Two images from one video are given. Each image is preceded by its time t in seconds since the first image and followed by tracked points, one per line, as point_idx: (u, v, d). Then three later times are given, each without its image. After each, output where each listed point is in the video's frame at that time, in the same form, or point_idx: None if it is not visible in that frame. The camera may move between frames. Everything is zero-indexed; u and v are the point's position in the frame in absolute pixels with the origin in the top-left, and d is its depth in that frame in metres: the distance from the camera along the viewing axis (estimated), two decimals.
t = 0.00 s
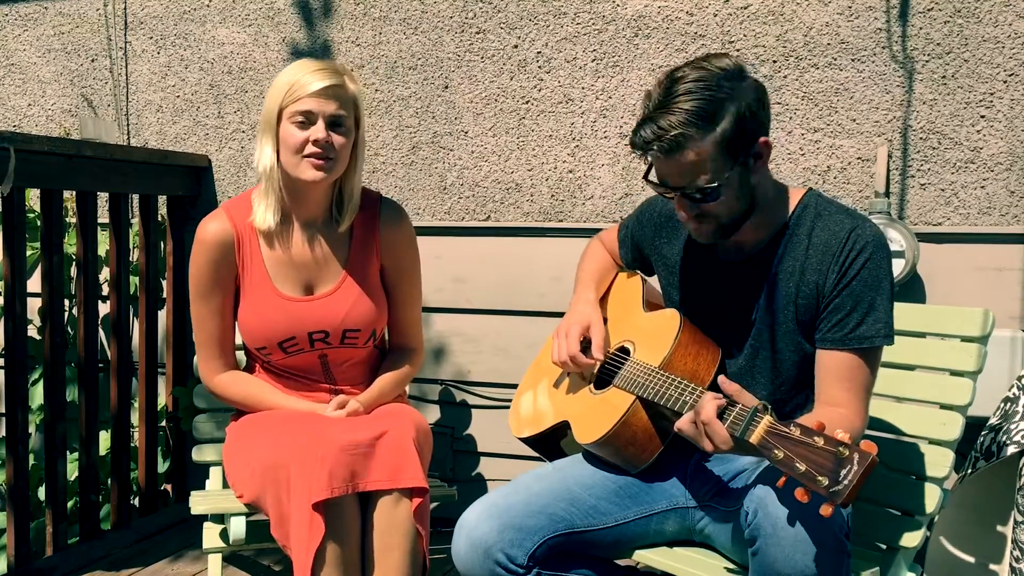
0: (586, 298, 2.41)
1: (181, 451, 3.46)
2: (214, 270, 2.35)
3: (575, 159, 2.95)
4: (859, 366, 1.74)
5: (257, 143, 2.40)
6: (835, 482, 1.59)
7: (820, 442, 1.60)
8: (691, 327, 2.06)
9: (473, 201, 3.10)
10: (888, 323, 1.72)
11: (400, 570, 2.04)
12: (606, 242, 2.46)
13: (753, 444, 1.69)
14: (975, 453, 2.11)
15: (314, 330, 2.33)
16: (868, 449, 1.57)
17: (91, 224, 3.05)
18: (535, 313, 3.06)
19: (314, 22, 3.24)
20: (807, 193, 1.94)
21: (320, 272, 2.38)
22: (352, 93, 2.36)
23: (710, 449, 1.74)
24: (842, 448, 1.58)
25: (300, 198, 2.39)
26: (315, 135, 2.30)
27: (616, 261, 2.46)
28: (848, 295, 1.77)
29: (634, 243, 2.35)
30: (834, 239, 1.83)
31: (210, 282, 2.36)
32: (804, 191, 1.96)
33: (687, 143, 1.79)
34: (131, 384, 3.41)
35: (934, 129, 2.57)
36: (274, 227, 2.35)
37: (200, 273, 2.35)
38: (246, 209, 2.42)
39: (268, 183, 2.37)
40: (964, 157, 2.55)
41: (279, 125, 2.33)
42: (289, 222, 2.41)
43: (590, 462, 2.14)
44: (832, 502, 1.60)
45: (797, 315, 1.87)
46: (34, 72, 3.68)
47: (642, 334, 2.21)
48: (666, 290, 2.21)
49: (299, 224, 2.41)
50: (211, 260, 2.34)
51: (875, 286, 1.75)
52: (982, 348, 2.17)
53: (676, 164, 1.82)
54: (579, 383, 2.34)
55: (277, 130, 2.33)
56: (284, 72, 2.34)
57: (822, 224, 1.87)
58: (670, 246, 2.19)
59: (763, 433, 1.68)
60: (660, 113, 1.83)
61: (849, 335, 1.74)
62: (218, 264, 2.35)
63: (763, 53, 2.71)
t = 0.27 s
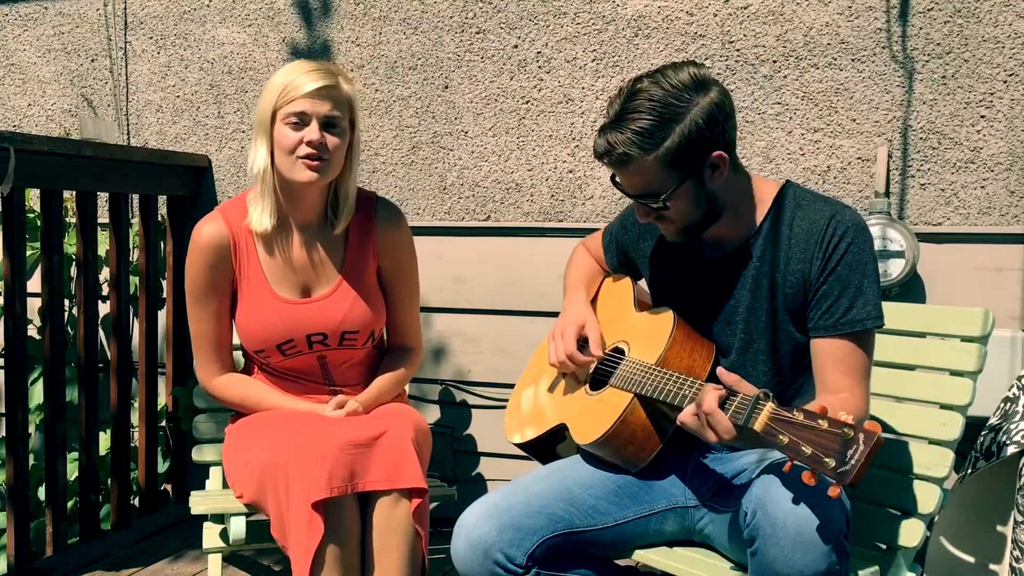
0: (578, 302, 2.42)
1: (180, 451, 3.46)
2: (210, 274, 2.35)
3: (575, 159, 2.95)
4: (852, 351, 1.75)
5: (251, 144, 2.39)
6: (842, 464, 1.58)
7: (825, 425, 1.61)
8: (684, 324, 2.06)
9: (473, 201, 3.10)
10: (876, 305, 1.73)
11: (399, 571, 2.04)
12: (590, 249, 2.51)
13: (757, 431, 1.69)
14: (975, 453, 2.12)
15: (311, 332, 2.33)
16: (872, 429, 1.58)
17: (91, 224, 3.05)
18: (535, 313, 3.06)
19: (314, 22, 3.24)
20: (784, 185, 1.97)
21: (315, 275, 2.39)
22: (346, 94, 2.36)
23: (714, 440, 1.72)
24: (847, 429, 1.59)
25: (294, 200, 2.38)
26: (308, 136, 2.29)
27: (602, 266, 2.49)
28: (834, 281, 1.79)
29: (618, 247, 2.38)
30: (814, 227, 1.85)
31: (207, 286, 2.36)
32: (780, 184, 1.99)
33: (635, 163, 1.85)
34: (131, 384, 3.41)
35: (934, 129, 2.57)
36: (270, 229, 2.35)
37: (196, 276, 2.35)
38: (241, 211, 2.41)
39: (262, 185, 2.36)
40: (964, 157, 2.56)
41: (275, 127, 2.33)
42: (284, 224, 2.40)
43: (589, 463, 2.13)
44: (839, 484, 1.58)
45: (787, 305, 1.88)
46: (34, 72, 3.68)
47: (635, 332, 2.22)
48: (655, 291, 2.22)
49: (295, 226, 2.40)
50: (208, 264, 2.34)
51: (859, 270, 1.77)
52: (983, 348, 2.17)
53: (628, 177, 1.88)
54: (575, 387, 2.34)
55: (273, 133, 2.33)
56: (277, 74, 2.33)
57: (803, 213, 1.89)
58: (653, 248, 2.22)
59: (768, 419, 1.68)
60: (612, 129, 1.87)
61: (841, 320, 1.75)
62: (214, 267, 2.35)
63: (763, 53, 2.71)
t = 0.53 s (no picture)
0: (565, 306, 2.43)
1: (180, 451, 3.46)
2: (209, 274, 2.35)
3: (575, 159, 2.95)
4: (840, 334, 1.78)
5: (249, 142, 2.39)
6: (846, 427, 1.54)
7: (826, 391, 1.60)
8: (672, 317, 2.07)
9: (473, 201, 3.10)
10: (859, 288, 1.77)
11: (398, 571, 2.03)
12: (569, 258, 2.52)
13: (760, 406, 1.68)
14: (975, 453, 2.12)
15: (309, 331, 2.33)
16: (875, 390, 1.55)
17: (91, 224, 3.05)
18: (534, 313, 3.06)
19: (314, 22, 3.24)
20: (758, 178, 2.01)
21: (313, 274, 2.38)
22: (345, 92, 2.37)
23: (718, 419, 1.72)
24: (849, 393, 1.57)
25: (292, 199, 2.38)
26: (306, 133, 2.30)
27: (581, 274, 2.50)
28: (817, 266, 1.82)
29: (600, 253, 2.38)
30: (793, 216, 1.88)
31: (206, 286, 2.36)
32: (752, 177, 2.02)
33: (623, 152, 1.86)
34: (131, 384, 3.41)
35: (934, 129, 2.57)
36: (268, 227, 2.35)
37: (194, 274, 2.35)
38: (240, 210, 2.41)
39: (260, 183, 2.36)
40: (964, 158, 2.56)
41: (273, 124, 2.33)
42: (282, 223, 2.40)
43: (588, 463, 2.13)
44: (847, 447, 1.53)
45: (771, 295, 1.90)
46: (34, 72, 3.68)
47: (625, 330, 2.22)
48: (643, 292, 2.23)
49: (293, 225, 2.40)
50: (207, 264, 2.34)
51: (840, 256, 1.80)
52: (983, 348, 2.17)
53: (618, 172, 1.89)
54: (570, 390, 2.33)
55: (271, 130, 2.33)
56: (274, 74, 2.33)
57: (780, 203, 1.92)
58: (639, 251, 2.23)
59: (769, 393, 1.67)
60: (596, 125, 1.90)
61: (827, 305, 1.78)
62: (212, 266, 2.35)
63: (763, 53, 2.71)
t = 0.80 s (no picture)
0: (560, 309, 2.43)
1: (180, 451, 3.46)
2: (210, 271, 2.35)
3: (575, 159, 2.95)
4: (831, 324, 1.79)
5: (252, 138, 2.38)
6: (843, 401, 1.54)
7: (823, 368, 1.61)
8: (667, 314, 2.07)
9: (473, 201, 3.10)
10: (849, 276, 1.78)
11: (400, 569, 2.04)
12: (561, 264, 2.53)
13: (757, 387, 1.67)
14: (975, 453, 2.12)
15: (310, 327, 2.32)
16: (870, 365, 1.55)
17: (91, 224, 3.05)
18: (534, 312, 3.06)
19: (314, 22, 3.24)
20: (744, 175, 2.01)
21: (314, 270, 2.38)
22: (349, 89, 2.37)
23: (716, 404, 1.72)
24: (845, 368, 1.57)
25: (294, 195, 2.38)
26: (313, 129, 2.30)
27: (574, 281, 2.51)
28: (807, 256, 1.82)
29: (593, 258, 2.40)
30: (781, 208, 1.89)
31: (207, 284, 2.36)
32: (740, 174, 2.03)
33: (640, 125, 1.88)
34: (131, 384, 3.41)
35: (934, 129, 2.57)
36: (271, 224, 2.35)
37: (196, 271, 2.35)
38: (242, 207, 2.41)
39: (264, 180, 2.35)
40: (964, 158, 2.55)
41: (278, 120, 2.32)
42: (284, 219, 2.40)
43: (587, 462, 2.13)
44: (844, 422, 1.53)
45: (764, 288, 1.90)
46: (34, 72, 3.68)
47: (620, 329, 2.23)
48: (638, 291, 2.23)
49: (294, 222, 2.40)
50: (209, 260, 2.35)
51: (830, 245, 1.81)
52: (983, 348, 2.17)
53: (631, 150, 1.88)
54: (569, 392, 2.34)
55: (276, 126, 2.32)
56: (281, 71, 2.33)
57: (767, 196, 1.93)
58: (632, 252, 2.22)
59: (766, 374, 1.67)
60: (605, 107, 1.91)
61: (819, 294, 1.78)
62: (214, 263, 2.35)
63: (763, 53, 2.71)
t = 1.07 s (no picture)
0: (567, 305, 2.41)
1: (180, 451, 3.46)
2: (217, 261, 2.35)
3: (575, 159, 2.95)
4: (839, 329, 1.80)
5: (258, 137, 2.38)
6: (846, 415, 1.52)
7: (827, 381, 1.61)
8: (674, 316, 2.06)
9: (473, 201, 3.10)
10: (858, 283, 1.79)
11: (398, 568, 2.05)
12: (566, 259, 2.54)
13: (760, 397, 1.67)
14: (975, 452, 2.11)
15: (315, 318, 2.32)
16: (875, 381, 1.53)
17: (91, 224, 3.05)
18: (534, 312, 3.06)
19: (314, 22, 3.24)
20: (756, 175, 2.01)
21: (320, 262, 2.38)
22: (356, 88, 2.38)
23: (720, 411, 1.72)
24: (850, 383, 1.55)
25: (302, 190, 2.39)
26: (322, 129, 2.30)
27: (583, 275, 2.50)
28: (817, 261, 1.83)
29: (601, 253, 2.39)
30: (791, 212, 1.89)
31: (214, 273, 2.36)
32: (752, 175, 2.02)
33: (658, 115, 1.88)
34: (131, 384, 3.41)
35: (934, 129, 2.57)
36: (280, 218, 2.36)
37: (203, 263, 2.35)
38: (250, 202, 2.42)
39: (273, 177, 2.36)
40: (964, 158, 2.56)
41: (289, 120, 2.33)
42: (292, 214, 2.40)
43: (588, 461, 2.13)
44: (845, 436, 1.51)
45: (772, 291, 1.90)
46: (34, 72, 3.68)
47: (626, 329, 2.22)
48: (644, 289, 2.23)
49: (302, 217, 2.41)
50: (216, 250, 2.34)
51: (839, 251, 1.82)
52: (983, 348, 2.17)
53: (647, 141, 1.88)
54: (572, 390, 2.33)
55: (285, 127, 2.33)
56: (290, 69, 2.33)
57: (778, 199, 1.93)
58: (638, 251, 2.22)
59: (770, 384, 1.66)
60: (622, 98, 1.92)
61: (827, 299, 1.79)
62: (220, 254, 2.35)
63: (763, 53, 2.71)
